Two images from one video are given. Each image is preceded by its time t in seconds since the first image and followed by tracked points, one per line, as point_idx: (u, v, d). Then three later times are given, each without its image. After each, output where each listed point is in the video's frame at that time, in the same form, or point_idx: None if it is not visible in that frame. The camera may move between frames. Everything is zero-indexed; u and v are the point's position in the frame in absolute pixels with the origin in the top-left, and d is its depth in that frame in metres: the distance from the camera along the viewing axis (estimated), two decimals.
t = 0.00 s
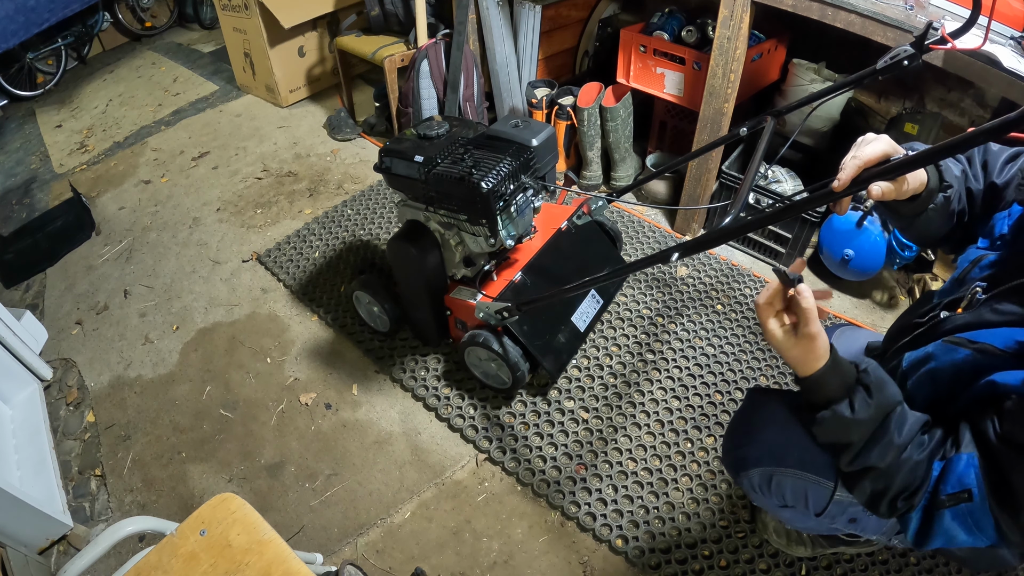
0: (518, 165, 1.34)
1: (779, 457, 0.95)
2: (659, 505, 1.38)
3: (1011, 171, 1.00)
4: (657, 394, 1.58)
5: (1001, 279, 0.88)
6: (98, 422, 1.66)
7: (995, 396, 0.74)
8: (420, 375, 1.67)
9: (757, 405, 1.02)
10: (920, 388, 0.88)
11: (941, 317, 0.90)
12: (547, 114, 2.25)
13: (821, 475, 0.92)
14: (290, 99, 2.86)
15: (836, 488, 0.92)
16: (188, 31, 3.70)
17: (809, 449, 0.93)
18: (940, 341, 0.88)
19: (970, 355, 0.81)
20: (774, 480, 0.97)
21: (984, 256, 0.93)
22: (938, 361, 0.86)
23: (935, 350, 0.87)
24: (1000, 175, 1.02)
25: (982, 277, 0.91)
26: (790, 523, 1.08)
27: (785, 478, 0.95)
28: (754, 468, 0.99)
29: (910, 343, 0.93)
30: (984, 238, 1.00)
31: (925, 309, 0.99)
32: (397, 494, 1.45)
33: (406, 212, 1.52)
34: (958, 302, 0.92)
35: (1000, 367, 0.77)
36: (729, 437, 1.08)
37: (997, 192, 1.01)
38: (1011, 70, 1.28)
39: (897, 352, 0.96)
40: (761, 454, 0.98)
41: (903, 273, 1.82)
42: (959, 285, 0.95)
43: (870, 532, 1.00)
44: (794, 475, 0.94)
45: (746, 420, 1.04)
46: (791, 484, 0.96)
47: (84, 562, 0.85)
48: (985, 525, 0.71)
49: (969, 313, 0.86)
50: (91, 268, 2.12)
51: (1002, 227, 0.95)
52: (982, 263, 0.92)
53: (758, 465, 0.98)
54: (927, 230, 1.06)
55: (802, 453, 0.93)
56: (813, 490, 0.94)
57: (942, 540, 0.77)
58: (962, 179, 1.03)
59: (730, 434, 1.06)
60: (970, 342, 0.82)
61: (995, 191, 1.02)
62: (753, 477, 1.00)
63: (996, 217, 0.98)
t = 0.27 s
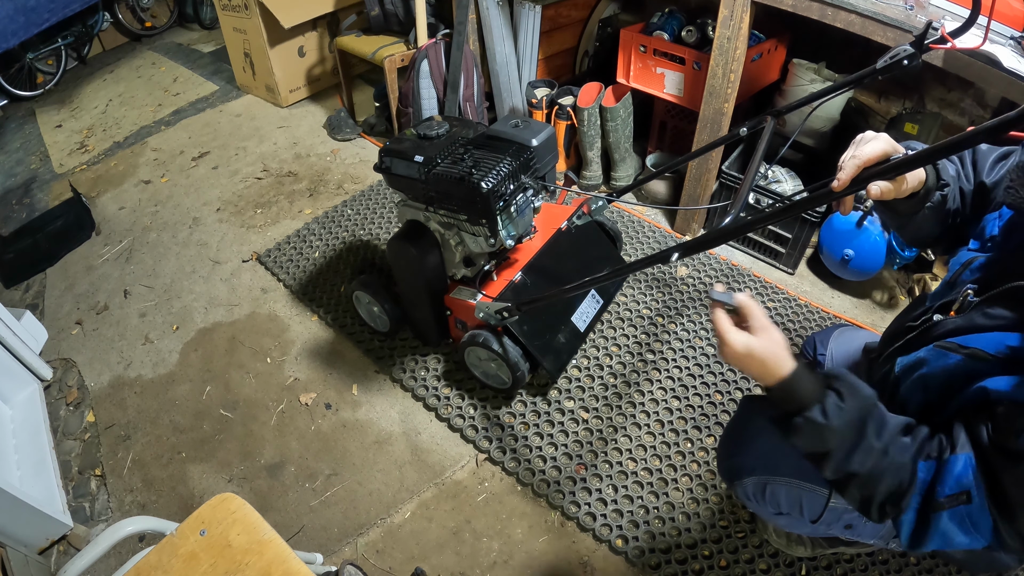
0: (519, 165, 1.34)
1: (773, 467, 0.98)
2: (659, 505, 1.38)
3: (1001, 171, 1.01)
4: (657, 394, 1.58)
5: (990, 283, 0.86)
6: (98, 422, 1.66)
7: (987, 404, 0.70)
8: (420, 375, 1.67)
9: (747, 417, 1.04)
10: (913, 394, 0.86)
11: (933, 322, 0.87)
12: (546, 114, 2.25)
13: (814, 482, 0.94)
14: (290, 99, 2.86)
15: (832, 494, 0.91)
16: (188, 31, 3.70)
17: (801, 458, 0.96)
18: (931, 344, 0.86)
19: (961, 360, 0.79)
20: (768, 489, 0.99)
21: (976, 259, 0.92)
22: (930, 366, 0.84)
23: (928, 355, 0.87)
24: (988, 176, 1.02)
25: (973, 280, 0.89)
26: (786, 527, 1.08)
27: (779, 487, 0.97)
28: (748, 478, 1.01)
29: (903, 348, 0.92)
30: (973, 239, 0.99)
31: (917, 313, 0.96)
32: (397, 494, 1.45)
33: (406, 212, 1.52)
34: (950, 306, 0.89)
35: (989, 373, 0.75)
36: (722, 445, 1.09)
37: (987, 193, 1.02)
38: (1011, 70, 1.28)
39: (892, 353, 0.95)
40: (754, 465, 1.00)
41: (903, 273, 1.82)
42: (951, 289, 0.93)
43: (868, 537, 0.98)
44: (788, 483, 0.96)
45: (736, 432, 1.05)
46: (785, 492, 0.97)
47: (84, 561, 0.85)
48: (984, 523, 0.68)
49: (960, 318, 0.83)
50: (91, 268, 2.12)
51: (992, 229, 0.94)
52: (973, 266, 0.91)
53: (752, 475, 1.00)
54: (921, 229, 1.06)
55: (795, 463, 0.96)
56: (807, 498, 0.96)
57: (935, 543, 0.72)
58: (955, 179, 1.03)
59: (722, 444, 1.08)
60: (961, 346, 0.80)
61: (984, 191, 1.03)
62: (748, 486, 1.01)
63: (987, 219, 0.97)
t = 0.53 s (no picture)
0: (519, 165, 1.34)
1: (771, 467, 0.98)
2: (659, 505, 1.38)
3: (998, 170, 0.99)
4: (657, 394, 1.58)
5: (985, 281, 0.85)
6: (98, 422, 1.66)
7: (973, 389, 0.71)
8: (420, 375, 1.67)
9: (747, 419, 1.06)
10: (906, 391, 0.85)
11: (926, 321, 0.87)
12: (546, 114, 2.25)
13: (813, 483, 0.93)
14: (289, 99, 2.86)
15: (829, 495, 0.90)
16: (188, 31, 3.70)
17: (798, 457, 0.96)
18: (924, 344, 0.85)
19: (949, 356, 0.80)
20: (766, 490, 0.99)
21: (970, 259, 0.91)
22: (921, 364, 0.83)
23: (920, 354, 0.85)
24: (985, 176, 1.01)
25: (967, 280, 0.88)
26: (784, 527, 1.08)
27: (776, 487, 0.97)
28: (746, 478, 1.02)
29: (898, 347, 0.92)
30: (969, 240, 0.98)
31: (912, 313, 0.96)
32: (397, 494, 1.45)
33: (406, 212, 1.52)
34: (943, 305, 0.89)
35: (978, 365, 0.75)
36: (720, 447, 1.10)
37: (983, 191, 1.01)
38: (1011, 70, 1.28)
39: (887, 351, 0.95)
40: (752, 466, 1.01)
41: (903, 273, 1.82)
42: (946, 288, 0.93)
43: (867, 538, 0.97)
44: (785, 483, 0.96)
45: (736, 434, 1.07)
46: (783, 492, 0.98)
47: (84, 562, 0.85)
48: (964, 497, 0.65)
49: (952, 316, 0.83)
50: (91, 268, 2.12)
51: (988, 230, 0.94)
52: (967, 267, 0.90)
53: (750, 476, 1.01)
54: (920, 227, 1.07)
55: (792, 463, 0.96)
56: (805, 498, 0.95)
57: (908, 519, 0.69)
58: (956, 178, 1.03)
59: (721, 445, 1.09)
60: (951, 344, 0.80)
61: (980, 190, 1.02)
62: (746, 487, 1.02)
63: (983, 220, 0.97)
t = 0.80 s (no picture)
0: (519, 165, 1.34)
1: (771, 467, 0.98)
2: (659, 505, 1.38)
3: (994, 170, 1.01)
4: (657, 394, 1.58)
5: (980, 280, 0.85)
6: (98, 422, 1.66)
7: (962, 385, 0.71)
8: (420, 375, 1.67)
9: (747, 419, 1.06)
10: (900, 390, 0.85)
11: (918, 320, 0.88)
12: (546, 114, 2.25)
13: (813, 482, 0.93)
14: (289, 99, 2.86)
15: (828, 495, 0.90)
16: (188, 31, 3.70)
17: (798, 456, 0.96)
18: (915, 342, 0.86)
19: (939, 355, 0.80)
20: (766, 489, 0.99)
21: (965, 259, 0.91)
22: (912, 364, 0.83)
23: (910, 352, 0.85)
24: (983, 176, 1.02)
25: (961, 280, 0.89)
26: (784, 527, 1.09)
27: (776, 486, 0.98)
28: (746, 477, 1.02)
29: (892, 346, 0.92)
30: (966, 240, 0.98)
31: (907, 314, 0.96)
32: (397, 494, 1.45)
33: (406, 212, 1.52)
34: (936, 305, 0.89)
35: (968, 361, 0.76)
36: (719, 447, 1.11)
37: (979, 192, 1.02)
38: (1011, 70, 1.28)
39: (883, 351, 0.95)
40: (752, 465, 1.01)
41: (903, 273, 1.82)
42: (941, 288, 0.93)
43: (867, 537, 0.97)
44: (785, 482, 0.96)
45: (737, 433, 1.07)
46: (783, 491, 0.98)
47: (84, 562, 0.85)
48: (949, 491, 0.65)
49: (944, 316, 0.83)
50: (91, 268, 2.11)
51: (984, 231, 0.94)
52: (962, 267, 0.90)
53: (751, 475, 1.01)
54: (919, 226, 1.07)
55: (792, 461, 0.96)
56: (805, 497, 0.95)
57: (893, 511, 0.69)
58: (955, 177, 1.03)
59: (722, 444, 1.09)
60: (941, 342, 0.81)
61: (977, 191, 1.02)
62: (747, 486, 1.02)
63: (979, 221, 0.97)
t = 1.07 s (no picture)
0: (519, 165, 1.34)
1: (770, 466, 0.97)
2: (659, 505, 1.38)
3: (993, 171, 1.01)
4: (657, 394, 1.58)
5: (975, 281, 0.85)
6: (98, 422, 1.66)
7: (955, 387, 0.71)
8: (420, 375, 1.67)
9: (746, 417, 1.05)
10: (896, 392, 0.86)
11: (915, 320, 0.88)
12: (547, 114, 2.25)
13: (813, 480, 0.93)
14: (289, 99, 2.86)
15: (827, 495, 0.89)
16: (188, 31, 3.70)
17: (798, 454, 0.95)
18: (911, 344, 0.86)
19: (934, 356, 0.80)
20: (765, 487, 0.99)
21: (964, 260, 0.91)
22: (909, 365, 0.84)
23: (906, 354, 0.86)
24: (983, 176, 1.02)
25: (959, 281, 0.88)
26: (784, 527, 1.09)
27: (775, 485, 0.97)
28: (745, 475, 1.02)
29: (889, 347, 0.92)
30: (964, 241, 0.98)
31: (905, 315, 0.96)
32: (397, 494, 1.45)
33: (406, 212, 1.52)
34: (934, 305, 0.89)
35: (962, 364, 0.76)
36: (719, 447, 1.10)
37: (978, 193, 1.02)
38: (1011, 70, 1.28)
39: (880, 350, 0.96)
40: (751, 463, 1.01)
41: (903, 273, 1.82)
42: (939, 289, 0.93)
43: (866, 535, 0.97)
44: (784, 481, 0.96)
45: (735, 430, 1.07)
46: (782, 490, 0.97)
47: (84, 562, 0.85)
48: (940, 493, 0.65)
49: (939, 316, 0.83)
50: (91, 268, 2.11)
51: (983, 232, 0.94)
52: (960, 267, 0.90)
53: (750, 473, 1.01)
54: (919, 226, 1.07)
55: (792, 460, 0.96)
56: (804, 495, 0.95)
57: (885, 512, 0.70)
58: (955, 176, 1.03)
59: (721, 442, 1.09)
60: (935, 344, 0.81)
61: (976, 191, 1.02)
62: (746, 484, 1.02)
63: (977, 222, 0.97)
